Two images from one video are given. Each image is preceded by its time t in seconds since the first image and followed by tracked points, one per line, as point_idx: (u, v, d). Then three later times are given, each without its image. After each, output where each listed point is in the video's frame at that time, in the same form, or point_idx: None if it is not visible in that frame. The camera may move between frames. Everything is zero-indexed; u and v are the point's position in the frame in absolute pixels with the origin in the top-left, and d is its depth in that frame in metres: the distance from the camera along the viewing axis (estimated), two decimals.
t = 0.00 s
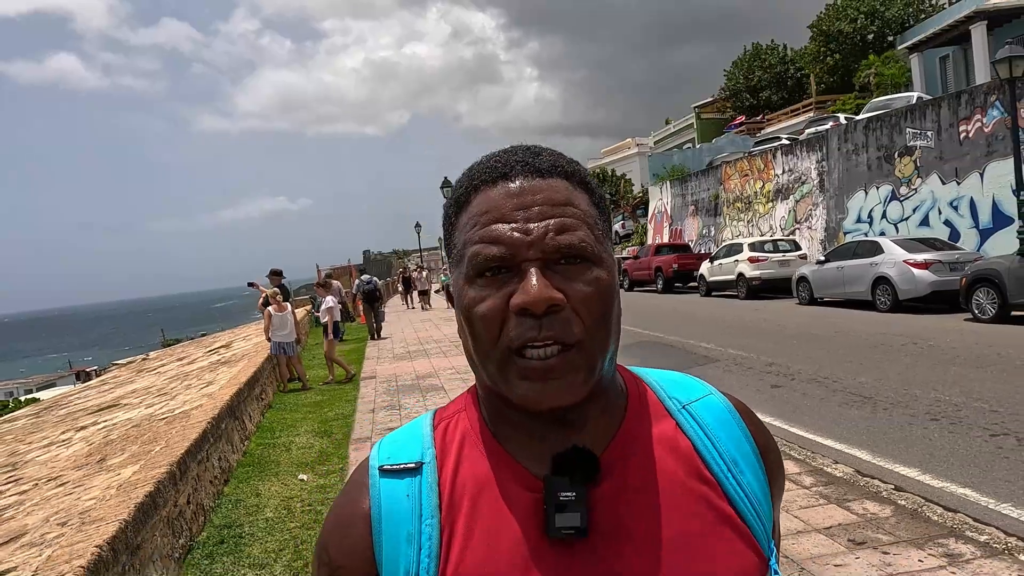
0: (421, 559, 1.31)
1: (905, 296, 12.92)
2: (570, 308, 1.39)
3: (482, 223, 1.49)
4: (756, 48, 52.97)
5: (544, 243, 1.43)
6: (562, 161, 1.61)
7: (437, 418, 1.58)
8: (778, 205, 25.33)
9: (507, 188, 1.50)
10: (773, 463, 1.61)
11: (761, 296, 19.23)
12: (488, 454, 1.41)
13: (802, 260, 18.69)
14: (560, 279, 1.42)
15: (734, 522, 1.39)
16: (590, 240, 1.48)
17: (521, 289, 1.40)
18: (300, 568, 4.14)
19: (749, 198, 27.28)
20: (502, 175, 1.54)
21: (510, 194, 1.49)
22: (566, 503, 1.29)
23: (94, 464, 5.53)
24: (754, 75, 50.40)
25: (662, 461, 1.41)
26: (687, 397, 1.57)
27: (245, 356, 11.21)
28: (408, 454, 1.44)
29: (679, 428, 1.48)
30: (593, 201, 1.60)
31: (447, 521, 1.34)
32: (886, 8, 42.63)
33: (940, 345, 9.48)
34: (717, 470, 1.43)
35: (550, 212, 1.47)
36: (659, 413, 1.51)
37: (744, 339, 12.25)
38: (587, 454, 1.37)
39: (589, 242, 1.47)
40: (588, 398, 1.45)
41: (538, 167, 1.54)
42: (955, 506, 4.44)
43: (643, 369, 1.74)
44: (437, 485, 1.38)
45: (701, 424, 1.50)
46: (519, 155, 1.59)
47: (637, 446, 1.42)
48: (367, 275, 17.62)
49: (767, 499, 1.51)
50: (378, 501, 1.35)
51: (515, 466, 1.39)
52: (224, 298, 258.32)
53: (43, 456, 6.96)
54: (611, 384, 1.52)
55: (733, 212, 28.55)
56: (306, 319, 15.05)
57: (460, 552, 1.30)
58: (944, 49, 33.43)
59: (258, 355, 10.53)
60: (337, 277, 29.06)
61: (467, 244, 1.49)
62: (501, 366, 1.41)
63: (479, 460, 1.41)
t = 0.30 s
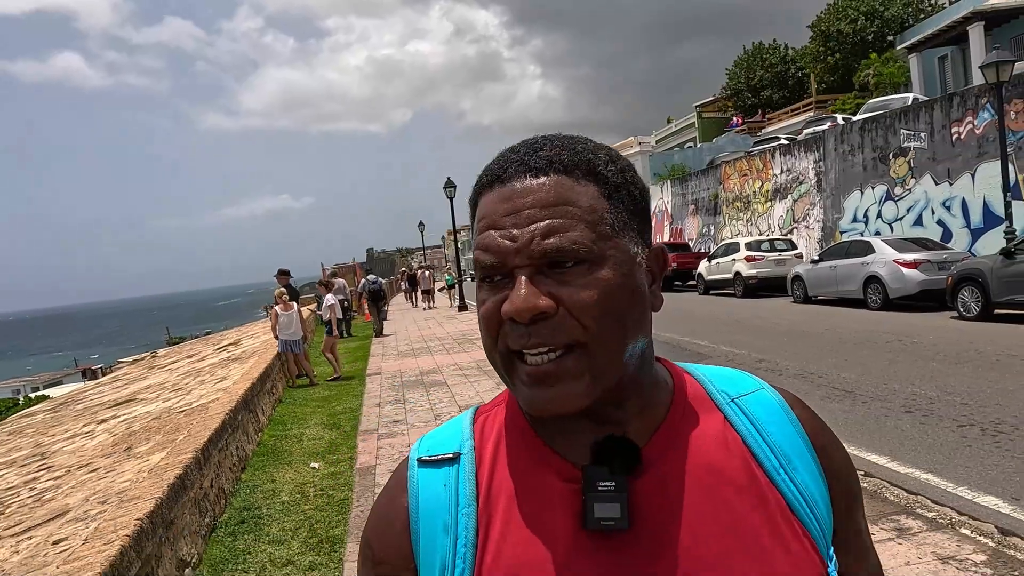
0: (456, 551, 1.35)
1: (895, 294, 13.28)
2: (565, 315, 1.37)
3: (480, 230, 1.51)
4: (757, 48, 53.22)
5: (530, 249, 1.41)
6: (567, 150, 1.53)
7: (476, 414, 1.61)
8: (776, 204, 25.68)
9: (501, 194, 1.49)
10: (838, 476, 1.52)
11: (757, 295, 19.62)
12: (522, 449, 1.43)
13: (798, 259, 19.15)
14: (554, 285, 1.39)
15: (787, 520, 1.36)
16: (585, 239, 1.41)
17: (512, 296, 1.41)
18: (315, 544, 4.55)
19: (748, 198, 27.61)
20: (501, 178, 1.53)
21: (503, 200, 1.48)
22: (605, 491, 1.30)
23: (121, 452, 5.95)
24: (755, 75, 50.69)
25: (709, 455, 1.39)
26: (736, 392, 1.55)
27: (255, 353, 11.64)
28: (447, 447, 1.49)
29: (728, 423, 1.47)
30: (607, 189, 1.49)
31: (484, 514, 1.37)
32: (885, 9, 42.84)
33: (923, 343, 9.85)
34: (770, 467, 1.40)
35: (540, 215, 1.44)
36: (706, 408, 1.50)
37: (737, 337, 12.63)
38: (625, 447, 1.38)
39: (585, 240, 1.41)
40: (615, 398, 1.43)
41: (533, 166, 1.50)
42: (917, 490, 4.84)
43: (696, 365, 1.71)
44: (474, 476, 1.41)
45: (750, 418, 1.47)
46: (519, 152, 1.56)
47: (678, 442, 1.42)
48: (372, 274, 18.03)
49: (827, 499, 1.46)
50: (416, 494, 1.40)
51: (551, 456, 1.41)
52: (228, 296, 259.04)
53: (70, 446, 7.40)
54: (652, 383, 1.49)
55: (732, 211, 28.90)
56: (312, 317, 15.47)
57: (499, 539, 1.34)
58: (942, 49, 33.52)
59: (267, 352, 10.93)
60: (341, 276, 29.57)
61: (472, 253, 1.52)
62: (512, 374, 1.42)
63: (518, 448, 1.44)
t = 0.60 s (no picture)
0: None
1: (884, 293, 13.67)
2: (546, 377, 1.34)
3: (463, 290, 1.52)
4: (758, 48, 53.62)
5: (508, 308, 1.40)
6: (546, 204, 1.51)
7: (475, 466, 1.58)
8: (774, 204, 26.05)
9: (481, 253, 1.50)
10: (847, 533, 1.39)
11: (753, 294, 20.00)
12: (518, 509, 1.38)
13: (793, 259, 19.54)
14: (534, 344, 1.37)
15: None
16: (564, 295, 1.38)
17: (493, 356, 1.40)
18: (328, 518, 4.98)
19: (747, 198, 27.98)
20: (483, 237, 1.53)
21: (482, 260, 1.49)
22: (607, 556, 1.26)
23: (145, 438, 6.38)
24: (756, 76, 51.14)
25: (709, 514, 1.32)
26: (739, 442, 1.47)
27: (264, 348, 12.08)
28: (445, 504, 1.46)
29: (728, 475, 1.40)
30: (590, 240, 1.46)
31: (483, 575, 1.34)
32: (885, 10, 43.16)
33: (907, 339, 10.22)
34: (768, 523, 1.33)
35: (518, 272, 1.43)
36: (708, 459, 1.42)
37: (730, 334, 13.01)
38: (623, 506, 1.33)
39: (565, 297, 1.38)
40: (610, 455, 1.39)
41: (511, 223, 1.50)
42: (882, 471, 5.24)
43: (702, 409, 1.64)
44: (473, 540, 1.37)
45: (752, 471, 1.39)
46: (499, 210, 1.56)
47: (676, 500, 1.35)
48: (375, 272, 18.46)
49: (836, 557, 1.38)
50: (415, 557, 1.37)
51: (549, 515, 1.36)
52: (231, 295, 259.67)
53: (93, 434, 7.84)
54: (650, 436, 1.43)
55: (731, 211, 29.28)
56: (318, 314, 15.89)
57: None
58: (941, 51, 33.89)
59: (276, 348, 11.35)
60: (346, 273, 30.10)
61: (458, 312, 1.52)
62: (500, 435, 1.39)
63: (514, 506, 1.39)
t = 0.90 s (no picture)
0: None
1: (873, 291, 14.07)
2: (492, 352, 1.36)
3: (421, 263, 1.54)
4: (761, 47, 53.88)
5: (457, 282, 1.42)
6: (505, 182, 1.54)
7: (432, 447, 1.61)
8: (772, 204, 26.43)
9: (438, 224, 1.52)
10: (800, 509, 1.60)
11: (750, 292, 20.40)
12: (471, 487, 1.42)
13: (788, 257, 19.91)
14: (483, 318, 1.39)
15: (745, 561, 1.39)
16: (513, 272, 1.40)
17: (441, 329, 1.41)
18: (335, 499, 5.43)
19: (746, 197, 28.34)
20: (442, 209, 1.55)
21: (439, 234, 1.51)
22: (555, 536, 1.30)
23: (164, 426, 6.81)
24: (758, 75, 51.44)
25: (668, 496, 1.40)
26: (697, 428, 1.58)
27: (272, 344, 12.53)
28: (400, 485, 1.48)
29: (688, 461, 1.49)
30: (548, 220, 1.48)
31: (435, 551, 1.36)
32: (886, 10, 43.11)
33: (891, 337, 10.61)
34: (729, 506, 1.43)
35: (471, 248, 1.45)
36: (669, 445, 1.52)
37: (723, 332, 13.41)
38: (576, 488, 1.40)
39: (515, 273, 1.40)
40: (561, 436, 1.46)
41: (469, 198, 1.52)
42: (849, 458, 5.66)
43: (660, 396, 1.75)
44: (425, 518, 1.40)
45: (711, 457, 1.51)
46: (461, 185, 1.59)
47: (630, 483, 1.43)
48: (378, 271, 18.92)
49: (787, 541, 1.51)
50: (367, 532, 1.38)
51: (499, 494, 1.40)
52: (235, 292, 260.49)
53: (112, 424, 8.28)
54: (604, 424, 1.50)
55: (730, 210, 29.65)
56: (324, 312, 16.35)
57: None
58: (941, 51, 34.14)
59: (284, 344, 11.79)
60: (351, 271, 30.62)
61: (413, 284, 1.54)
62: (446, 407, 1.40)
63: (468, 483, 1.43)
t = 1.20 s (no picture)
0: None
1: (865, 285, 14.44)
2: (519, 349, 1.32)
3: (449, 256, 1.51)
4: (765, 43, 54.00)
5: (486, 275, 1.38)
6: (538, 175, 1.50)
7: (456, 443, 1.59)
8: (772, 199, 26.77)
9: (469, 216, 1.49)
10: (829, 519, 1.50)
11: (748, 287, 20.80)
12: (492, 492, 1.38)
13: (785, 252, 20.26)
14: (511, 314, 1.35)
15: None
16: (543, 268, 1.37)
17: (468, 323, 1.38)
18: (344, 475, 5.86)
19: (746, 193, 28.68)
20: (472, 202, 1.53)
21: (469, 227, 1.47)
22: (578, 546, 1.25)
23: (184, 410, 7.24)
24: (761, 71, 51.63)
25: (694, 507, 1.34)
26: (728, 434, 1.51)
27: (282, 336, 12.99)
28: (419, 479, 1.47)
29: (717, 469, 1.42)
30: (581, 216, 1.45)
31: (451, 552, 1.34)
32: (889, 6, 42.93)
33: (878, 330, 10.99)
34: (759, 519, 1.36)
35: (501, 241, 1.41)
36: (697, 451, 1.45)
37: (718, 325, 13.79)
38: (598, 498, 1.34)
39: (547, 268, 1.36)
40: (585, 440, 1.41)
41: (501, 191, 1.49)
42: (823, 438, 6.07)
43: (690, 400, 1.68)
44: (445, 513, 1.38)
45: (741, 465, 1.43)
46: (494, 177, 1.55)
47: (656, 490, 1.37)
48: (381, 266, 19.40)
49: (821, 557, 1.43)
50: (385, 524, 1.38)
51: (520, 497, 1.36)
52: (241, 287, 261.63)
53: (133, 410, 8.73)
54: (628, 426, 1.45)
55: (731, 206, 29.98)
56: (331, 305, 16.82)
57: None
58: (942, 47, 34.28)
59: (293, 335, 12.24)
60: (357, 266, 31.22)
61: (440, 277, 1.51)
62: (472, 406, 1.36)
63: (489, 487, 1.39)
